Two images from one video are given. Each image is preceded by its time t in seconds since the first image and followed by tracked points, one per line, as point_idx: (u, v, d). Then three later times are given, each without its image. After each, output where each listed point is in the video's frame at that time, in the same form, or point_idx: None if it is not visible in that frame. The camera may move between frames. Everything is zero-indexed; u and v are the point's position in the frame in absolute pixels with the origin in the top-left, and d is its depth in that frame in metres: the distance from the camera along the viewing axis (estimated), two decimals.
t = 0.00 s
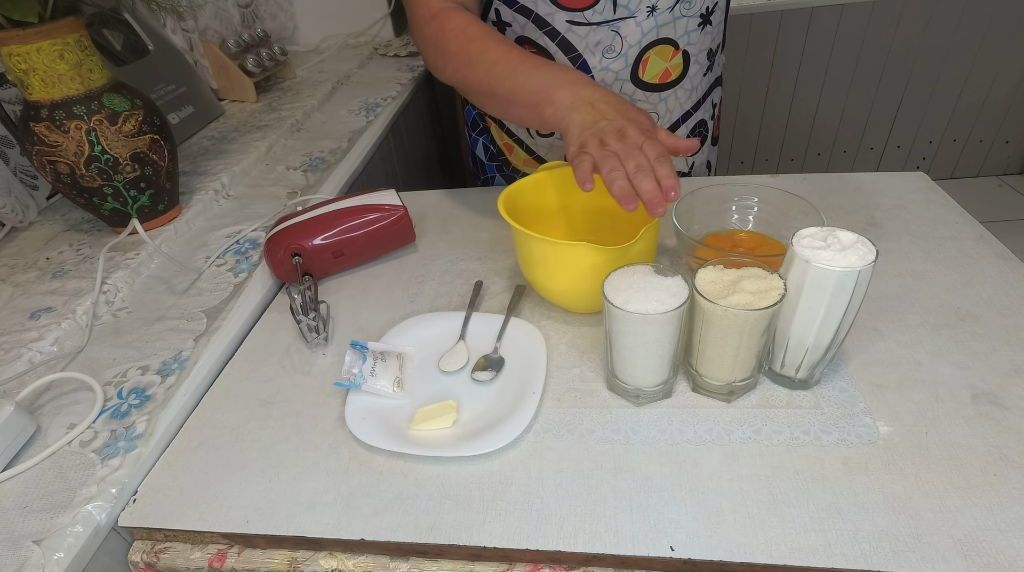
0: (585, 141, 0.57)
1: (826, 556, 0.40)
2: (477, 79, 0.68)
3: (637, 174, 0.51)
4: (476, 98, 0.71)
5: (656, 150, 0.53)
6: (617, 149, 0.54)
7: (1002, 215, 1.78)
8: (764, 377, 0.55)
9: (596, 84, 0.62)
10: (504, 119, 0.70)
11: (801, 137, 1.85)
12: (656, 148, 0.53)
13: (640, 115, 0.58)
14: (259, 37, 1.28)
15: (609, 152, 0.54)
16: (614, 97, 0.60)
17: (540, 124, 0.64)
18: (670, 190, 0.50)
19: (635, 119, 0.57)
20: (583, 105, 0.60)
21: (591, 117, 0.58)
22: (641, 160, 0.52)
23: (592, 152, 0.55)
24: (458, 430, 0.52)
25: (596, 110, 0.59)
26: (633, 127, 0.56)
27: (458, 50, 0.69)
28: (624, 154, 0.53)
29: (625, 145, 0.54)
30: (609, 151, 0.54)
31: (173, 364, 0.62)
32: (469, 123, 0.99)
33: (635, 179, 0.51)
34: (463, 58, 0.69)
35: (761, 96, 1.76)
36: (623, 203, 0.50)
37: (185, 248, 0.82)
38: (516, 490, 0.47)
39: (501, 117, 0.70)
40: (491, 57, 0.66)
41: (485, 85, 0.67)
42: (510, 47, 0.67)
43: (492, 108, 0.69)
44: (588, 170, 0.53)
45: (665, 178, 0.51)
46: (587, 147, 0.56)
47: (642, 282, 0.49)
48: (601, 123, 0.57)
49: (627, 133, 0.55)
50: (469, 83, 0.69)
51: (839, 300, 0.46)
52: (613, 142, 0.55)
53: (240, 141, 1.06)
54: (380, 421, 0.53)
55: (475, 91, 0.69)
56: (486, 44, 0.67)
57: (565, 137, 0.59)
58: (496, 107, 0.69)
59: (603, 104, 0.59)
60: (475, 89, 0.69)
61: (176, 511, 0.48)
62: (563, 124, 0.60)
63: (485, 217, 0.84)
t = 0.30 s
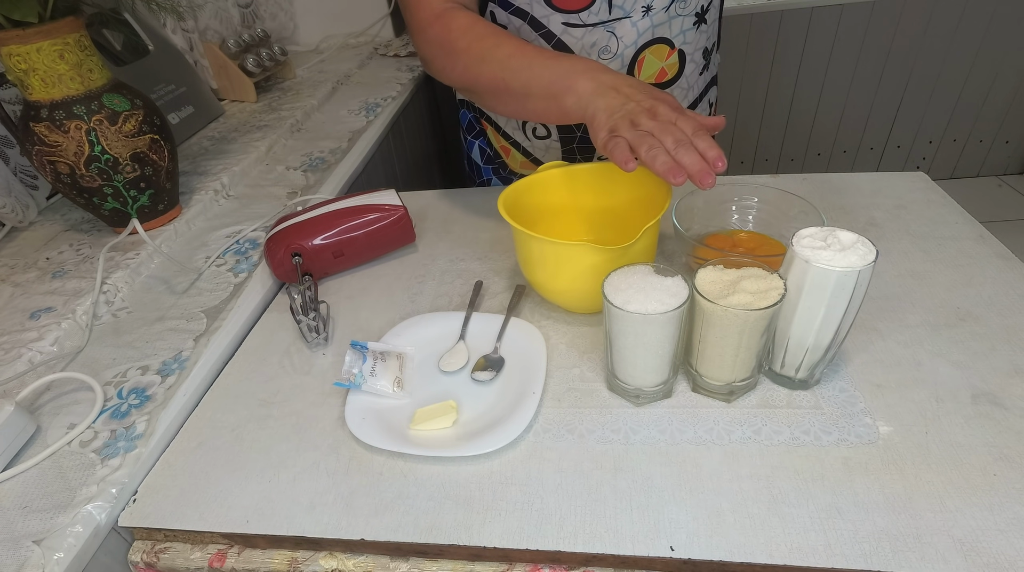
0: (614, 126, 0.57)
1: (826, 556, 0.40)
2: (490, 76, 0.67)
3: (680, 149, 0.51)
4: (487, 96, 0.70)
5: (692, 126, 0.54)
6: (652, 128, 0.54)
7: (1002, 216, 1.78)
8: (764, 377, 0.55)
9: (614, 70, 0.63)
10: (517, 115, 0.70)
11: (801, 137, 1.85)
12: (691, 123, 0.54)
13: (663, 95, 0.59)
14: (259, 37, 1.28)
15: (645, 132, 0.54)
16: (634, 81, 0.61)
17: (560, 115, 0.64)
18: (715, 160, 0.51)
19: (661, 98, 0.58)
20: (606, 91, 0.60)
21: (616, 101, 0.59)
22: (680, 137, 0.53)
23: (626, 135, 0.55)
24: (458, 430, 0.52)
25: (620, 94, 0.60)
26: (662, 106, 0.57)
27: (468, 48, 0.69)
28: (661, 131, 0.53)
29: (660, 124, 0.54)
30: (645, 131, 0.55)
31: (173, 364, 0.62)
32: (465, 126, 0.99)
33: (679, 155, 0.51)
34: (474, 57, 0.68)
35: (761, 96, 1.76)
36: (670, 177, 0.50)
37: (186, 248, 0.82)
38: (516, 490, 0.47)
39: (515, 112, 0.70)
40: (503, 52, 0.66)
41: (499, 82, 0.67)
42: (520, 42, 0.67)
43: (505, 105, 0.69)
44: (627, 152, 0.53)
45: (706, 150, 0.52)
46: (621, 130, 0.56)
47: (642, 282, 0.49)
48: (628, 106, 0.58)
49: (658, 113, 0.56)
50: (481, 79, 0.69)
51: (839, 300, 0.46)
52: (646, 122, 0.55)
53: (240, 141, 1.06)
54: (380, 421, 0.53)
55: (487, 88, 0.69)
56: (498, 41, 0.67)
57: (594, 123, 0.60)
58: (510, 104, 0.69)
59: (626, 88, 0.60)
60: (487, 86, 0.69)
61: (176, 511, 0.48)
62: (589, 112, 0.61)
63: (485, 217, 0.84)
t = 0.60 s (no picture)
0: (610, 154, 0.57)
1: (826, 556, 0.40)
2: (489, 92, 0.67)
3: (673, 184, 0.51)
4: (486, 111, 0.70)
5: (687, 162, 0.54)
6: (647, 160, 0.54)
7: (1002, 216, 1.78)
8: (764, 377, 0.55)
9: (613, 98, 0.62)
10: (516, 132, 0.70)
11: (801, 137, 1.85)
12: (686, 159, 0.54)
13: (661, 127, 0.59)
14: (259, 37, 1.27)
15: (639, 164, 0.54)
16: (633, 110, 0.61)
17: (558, 138, 0.64)
18: (708, 199, 0.51)
19: (658, 131, 0.58)
20: (604, 119, 0.60)
21: (614, 130, 0.59)
22: (674, 171, 0.52)
23: (621, 165, 0.55)
24: (458, 430, 0.52)
25: (618, 123, 0.59)
26: (659, 139, 0.56)
27: (468, 60, 0.68)
28: (656, 165, 0.53)
29: (655, 158, 0.54)
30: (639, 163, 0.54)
31: (173, 364, 0.62)
32: (461, 128, 0.99)
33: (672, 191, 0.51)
34: (473, 71, 0.68)
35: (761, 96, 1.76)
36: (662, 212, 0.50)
37: (186, 248, 0.82)
38: (517, 490, 0.47)
39: (514, 129, 0.69)
40: (503, 68, 0.66)
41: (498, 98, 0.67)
42: (521, 60, 0.67)
43: (504, 120, 0.69)
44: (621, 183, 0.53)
45: (699, 187, 0.51)
46: (616, 160, 0.56)
47: (642, 282, 0.49)
48: (626, 136, 0.58)
49: (654, 146, 0.55)
50: (480, 95, 0.69)
51: (839, 300, 0.46)
52: (642, 154, 0.55)
53: (240, 141, 1.06)
54: (380, 421, 0.53)
55: (486, 103, 0.69)
56: (498, 57, 0.67)
57: (590, 150, 0.59)
58: (509, 120, 0.69)
59: (624, 117, 0.60)
60: (486, 102, 0.69)
61: (176, 511, 0.48)
62: (586, 138, 0.60)
63: (484, 217, 0.83)
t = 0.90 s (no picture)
0: (603, 147, 0.57)
1: (826, 556, 0.40)
2: (481, 91, 0.67)
3: (666, 171, 0.51)
4: (479, 110, 0.70)
5: (678, 148, 0.54)
6: (640, 149, 0.54)
7: (1002, 216, 1.78)
8: (764, 377, 0.55)
9: (603, 91, 0.63)
10: (509, 130, 0.69)
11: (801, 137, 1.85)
12: (678, 146, 0.54)
13: (651, 117, 0.59)
14: (259, 37, 1.27)
15: (632, 153, 0.54)
16: (623, 102, 0.61)
17: (550, 134, 0.64)
18: (700, 183, 0.51)
19: (649, 121, 0.58)
20: (595, 112, 0.60)
21: (606, 123, 0.59)
22: (667, 159, 0.52)
23: (614, 156, 0.55)
24: (458, 430, 0.52)
25: (610, 115, 0.60)
26: (650, 129, 0.57)
27: (459, 60, 0.68)
28: (648, 153, 0.53)
29: (648, 146, 0.54)
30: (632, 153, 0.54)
31: (173, 364, 0.62)
32: (456, 129, 0.99)
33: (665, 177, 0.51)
34: (465, 70, 0.68)
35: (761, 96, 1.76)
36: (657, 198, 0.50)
37: (186, 248, 0.82)
38: (516, 490, 0.47)
39: (506, 127, 0.69)
40: (494, 67, 0.66)
41: (490, 96, 0.67)
42: (512, 58, 0.67)
43: (496, 119, 0.69)
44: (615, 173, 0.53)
45: (691, 173, 0.52)
46: (609, 151, 0.56)
47: (642, 282, 0.49)
48: (617, 128, 0.58)
49: (646, 135, 0.56)
50: (472, 94, 0.68)
51: (839, 300, 0.46)
52: (634, 144, 0.55)
53: (240, 141, 1.06)
54: (380, 421, 0.53)
55: (478, 102, 0.69)
56: (488, 55, 0.67)
57: (583, 143, 0.59)
58: (501, 118, 0.68)
59: (615, 109, 0.60)
60: (478, 101, 0.69)
61: (176, 511, 0.48)
62: (578, 132, 0.60)
63: (484, 217, 0.83)
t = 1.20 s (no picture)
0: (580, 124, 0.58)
1: (826, 555, 0.40)
2: (457, 85, 0.68)
3: (642, 130, 0.54)
4: (457, 105, 0.70)
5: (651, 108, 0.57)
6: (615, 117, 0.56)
7: (1002, 216, 1.78)
8: (764, 377, 0.55)
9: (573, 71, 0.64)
10: (488, 121, 0.69)
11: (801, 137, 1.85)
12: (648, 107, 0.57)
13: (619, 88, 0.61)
14: (259, 37, 1.27)
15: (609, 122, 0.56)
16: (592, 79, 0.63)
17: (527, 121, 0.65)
18: (675, 135, 0.53)
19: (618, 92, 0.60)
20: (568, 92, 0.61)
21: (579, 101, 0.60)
22: (641, 120, 0.55)
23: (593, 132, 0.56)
24: (458, 430, 0.52)
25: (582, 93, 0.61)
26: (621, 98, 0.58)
27: (434, 57, 0.69)
28: (624, 118, 0.55)
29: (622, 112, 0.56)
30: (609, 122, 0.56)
31: (173, 364, 0.62)
32: (451, 127, 1.00)
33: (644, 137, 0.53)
34: (440, 65, 0.68)
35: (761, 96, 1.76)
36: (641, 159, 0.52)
37: (186, 248, 0.82)
38: (517, 490, 0.47)
39: (485, 119, 0.69)
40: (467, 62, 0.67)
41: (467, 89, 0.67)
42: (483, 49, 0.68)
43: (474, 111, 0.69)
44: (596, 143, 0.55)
45: (665, 129, 0.54)
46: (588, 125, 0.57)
47: (642, 282, 0.49)
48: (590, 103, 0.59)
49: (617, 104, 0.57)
50: (449, 89, 0.69)
51: (839, 300, 0.46)
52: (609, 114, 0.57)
53: (240, 141, 1.06)
54: (379, 421, 0.53)
55: (454, 97, 0.69)
56: (461, 49, 0.68)
57: (562, 124, 0.60)
58: (478, 111, 0.69)
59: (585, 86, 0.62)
60: (456, 96, 0.69)
61: (176, 511, 0.48)
62: (555, 115, 0.61)
63: (484, 218, 0.83)
